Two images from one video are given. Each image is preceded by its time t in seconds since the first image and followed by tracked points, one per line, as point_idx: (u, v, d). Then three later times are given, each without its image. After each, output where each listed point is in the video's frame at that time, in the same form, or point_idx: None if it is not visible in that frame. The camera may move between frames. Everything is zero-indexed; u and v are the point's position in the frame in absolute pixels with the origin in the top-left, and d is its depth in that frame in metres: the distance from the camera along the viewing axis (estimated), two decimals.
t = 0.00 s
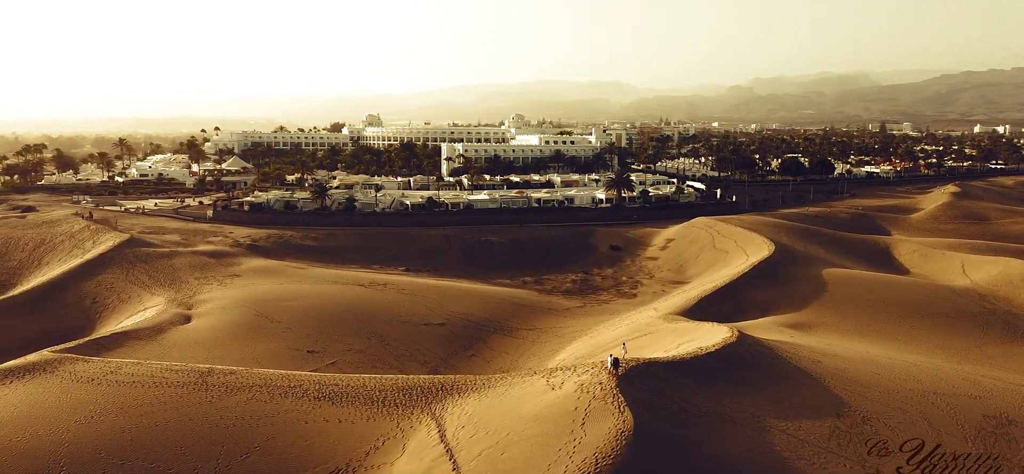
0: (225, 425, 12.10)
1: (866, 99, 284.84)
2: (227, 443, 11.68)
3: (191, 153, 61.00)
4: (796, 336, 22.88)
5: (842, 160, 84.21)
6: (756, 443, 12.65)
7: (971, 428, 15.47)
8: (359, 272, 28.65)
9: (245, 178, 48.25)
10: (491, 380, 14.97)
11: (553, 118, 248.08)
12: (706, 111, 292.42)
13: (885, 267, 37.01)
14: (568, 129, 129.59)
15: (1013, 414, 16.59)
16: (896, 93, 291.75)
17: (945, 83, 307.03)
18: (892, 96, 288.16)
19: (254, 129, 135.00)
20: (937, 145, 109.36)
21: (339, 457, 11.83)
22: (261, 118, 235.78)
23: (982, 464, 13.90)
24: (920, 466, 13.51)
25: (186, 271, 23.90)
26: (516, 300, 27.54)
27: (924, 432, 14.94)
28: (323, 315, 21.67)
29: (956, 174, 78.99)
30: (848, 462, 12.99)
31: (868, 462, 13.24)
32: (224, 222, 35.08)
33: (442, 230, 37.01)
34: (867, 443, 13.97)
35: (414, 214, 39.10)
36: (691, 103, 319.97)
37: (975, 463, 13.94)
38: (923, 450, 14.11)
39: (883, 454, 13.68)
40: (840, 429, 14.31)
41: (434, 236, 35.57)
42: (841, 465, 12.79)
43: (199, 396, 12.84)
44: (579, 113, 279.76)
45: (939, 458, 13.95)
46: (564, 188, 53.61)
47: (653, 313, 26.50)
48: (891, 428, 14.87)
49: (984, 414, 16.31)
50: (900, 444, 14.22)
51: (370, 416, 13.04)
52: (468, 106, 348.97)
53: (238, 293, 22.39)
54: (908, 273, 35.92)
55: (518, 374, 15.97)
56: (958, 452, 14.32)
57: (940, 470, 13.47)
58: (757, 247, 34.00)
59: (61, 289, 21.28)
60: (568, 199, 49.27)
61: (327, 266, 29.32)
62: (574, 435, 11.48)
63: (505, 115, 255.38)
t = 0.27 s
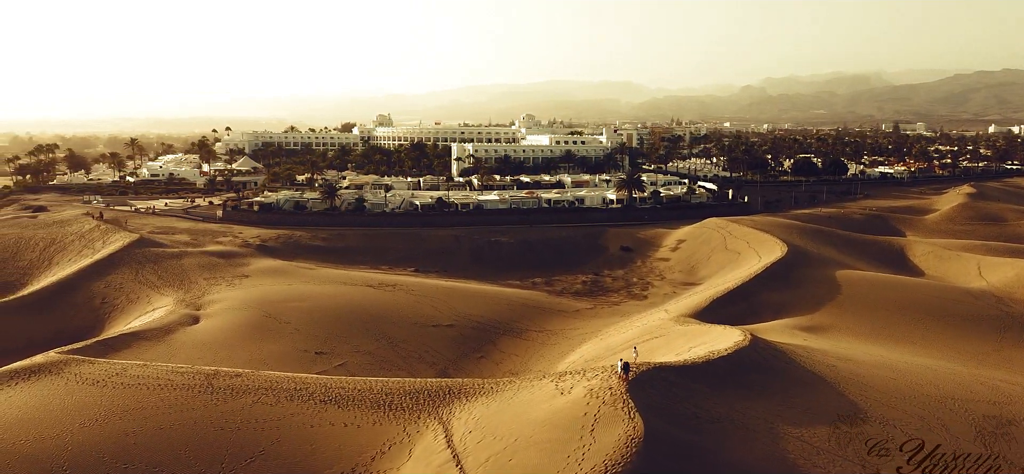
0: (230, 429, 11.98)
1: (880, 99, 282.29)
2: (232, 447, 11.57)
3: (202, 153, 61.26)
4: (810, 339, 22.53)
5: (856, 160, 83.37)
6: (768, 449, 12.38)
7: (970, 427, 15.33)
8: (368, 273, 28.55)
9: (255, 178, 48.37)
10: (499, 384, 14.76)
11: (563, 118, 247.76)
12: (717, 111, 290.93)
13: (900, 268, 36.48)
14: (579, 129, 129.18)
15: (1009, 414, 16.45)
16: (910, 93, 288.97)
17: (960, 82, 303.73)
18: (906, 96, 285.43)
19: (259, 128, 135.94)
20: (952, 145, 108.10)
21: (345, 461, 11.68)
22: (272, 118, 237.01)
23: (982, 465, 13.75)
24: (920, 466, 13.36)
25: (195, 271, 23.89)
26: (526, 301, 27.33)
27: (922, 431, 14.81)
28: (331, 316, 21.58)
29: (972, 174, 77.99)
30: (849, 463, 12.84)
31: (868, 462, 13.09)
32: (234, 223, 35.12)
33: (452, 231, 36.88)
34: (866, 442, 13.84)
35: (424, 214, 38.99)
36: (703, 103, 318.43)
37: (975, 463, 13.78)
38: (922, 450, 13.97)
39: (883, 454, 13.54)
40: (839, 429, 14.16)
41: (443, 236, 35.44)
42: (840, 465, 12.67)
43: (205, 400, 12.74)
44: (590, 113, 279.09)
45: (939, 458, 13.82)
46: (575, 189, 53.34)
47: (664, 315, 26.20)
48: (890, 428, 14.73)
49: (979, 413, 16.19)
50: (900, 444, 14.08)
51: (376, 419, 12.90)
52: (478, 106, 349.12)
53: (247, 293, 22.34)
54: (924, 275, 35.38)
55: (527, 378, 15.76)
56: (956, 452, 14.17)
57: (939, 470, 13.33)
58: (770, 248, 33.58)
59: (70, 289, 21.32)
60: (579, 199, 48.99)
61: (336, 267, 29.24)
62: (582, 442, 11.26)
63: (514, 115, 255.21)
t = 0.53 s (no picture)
0: (235, 433, 11.85)
1: (894, 99, 279.71)
2: (236, 451, 11.43)
3: (213, 153, 61.47)
4: (824, 343, 22.16)
5: (870, 160, 82.52)
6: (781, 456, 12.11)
7: (969, 426, 15.28)
8: (377, 273, 28.44)
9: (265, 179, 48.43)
10: (508, 388, 14.53)
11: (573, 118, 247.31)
12: (729, 112, 289.30)
13: (915, 270, 35.94)
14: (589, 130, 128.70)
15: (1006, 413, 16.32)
16: (925, 93, 286.21)
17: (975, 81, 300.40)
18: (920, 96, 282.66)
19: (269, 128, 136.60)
20: (968, 145, 106.80)
21: (350, 466, 11.51)
22: (283, 118, 238.41)
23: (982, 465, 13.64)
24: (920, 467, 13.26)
25: (204, 272, 23.85)
26: (535, 302, 27.10)
27: (922, 431, 14.69)
28: (338, 317, 21.46)
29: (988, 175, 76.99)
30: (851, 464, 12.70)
31: (868, 462, 12.99)
32: (244, 223, 35.13)
33: (462, 231, 36.73)
34: (865, 441, 13.74)
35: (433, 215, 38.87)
36: (714, 103, 316.86)
37: (975, 464, 13.67)
38: (922, 450, 13.87)
39: (883, 453, 13.43)
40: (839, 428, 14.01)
41: (452, 237, 35.29)
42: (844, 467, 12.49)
43: (211, 403, 12.62)
44: (600, 113, 278.40)
45: (939, 458, 13.71)
46: (585, 189, 53.03)
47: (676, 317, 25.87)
48: (890, 427, 14.62)
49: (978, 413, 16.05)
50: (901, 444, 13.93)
51: (381, 423, 12.74)
52: (488, 107, 349.13)
53: (254, 294, 22.25)
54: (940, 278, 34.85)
55: (535, 382, 15.51)
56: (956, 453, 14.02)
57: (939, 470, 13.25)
58: (783, 250, 33.15)
59: (79, 289, 21.32)
60: (589, 200, 48.70)
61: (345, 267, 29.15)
62: (591, 449, 11.02)
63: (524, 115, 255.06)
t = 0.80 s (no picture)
0: (240, 437, 11.72)
1: (908, 99, 276.98)
2: (240, 455, 11.30)
3: (225, 154, 61.73)
4: (837, 346, 21.81)
5: (884, 160, 81.65)
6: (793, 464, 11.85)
7: (968, 426, 15.12)
8: (386, 274, 28.33)
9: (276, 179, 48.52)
10: (516, 393, 14.32)
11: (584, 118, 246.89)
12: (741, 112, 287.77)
13: (930, 272, 35.41)
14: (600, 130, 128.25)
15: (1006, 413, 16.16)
16: (940, 92, 283.28)
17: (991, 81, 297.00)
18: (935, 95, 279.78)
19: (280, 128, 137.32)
20: (984, 145, 105.46)
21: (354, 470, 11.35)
22: (295, 118, 239.79)
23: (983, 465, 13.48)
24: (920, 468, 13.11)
25: (213, 272, 23.83)
26: (545, 304, 26.89)
27: (922, 431, 14.55)
28: (346, 319, 21.36)
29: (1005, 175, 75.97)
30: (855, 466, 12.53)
31: (867, 463, 12.85)
32: (254, 223, 35.16)
33: (471, 232, 36.59)
34: (865, 441, 13.60)
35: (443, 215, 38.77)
36: (726, 103, 315.13)
37: (976, 464, 13.50)
38: (923, 451, 13.71)
39: (883, 454, 13.29)
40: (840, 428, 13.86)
41: (461, 237, 35.15)
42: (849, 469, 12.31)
43: (216, 407, 12.49)
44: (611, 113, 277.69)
45: (939, 459, 13.57)
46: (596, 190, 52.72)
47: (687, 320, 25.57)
48: (889, 427, 14.48)
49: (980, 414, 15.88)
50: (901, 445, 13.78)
51: (387, 428, 12.58)
52: (499, 107, 349.21)
53: (262, 295, 22.19)
54: (956, 280, 34.30)
55: (544, 386, 15.29)
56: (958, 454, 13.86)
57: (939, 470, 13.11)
58: (796, 251, 32.74)
59: (88, 289, 21.35)
60: (600, 200, 48.42)
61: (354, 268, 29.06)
62: (600, 457, 10.79)
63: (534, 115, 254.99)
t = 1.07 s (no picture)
0: (244, 440, 11.58)
1: (923, 99, 274.26)
2: (244, 460, 11.16)
3: (236, 154, 61.96)
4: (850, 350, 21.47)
5: (898, 160, 80.75)
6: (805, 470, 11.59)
7: (971, 428, 14.90)
8: (394, 275, 28.23)
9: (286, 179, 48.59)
10: (525, 397, 14.10)
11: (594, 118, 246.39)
12: (753, 112, 286.00)
13: (945, 274, 34.89)
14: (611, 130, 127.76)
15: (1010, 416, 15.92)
16: (955, 92, 280.30)
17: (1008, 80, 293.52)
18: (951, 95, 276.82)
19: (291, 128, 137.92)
20: (1000, 145, 104.11)
21: None
22: (306, 118, 240.95)
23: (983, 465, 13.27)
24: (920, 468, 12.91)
25: (222, 273, 23.81)
26: (554, 305, 26.68)
27: (923, 431, 14.35)
28: (354, 320, 21.23)
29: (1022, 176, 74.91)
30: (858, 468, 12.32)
31: (866, 461, 12.67)
32: (264, 223, 35.18)
33: (481, 232, 36.46)
34: (865, 441, 13.41)
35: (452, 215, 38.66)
36: (738, 103, 313.37)
37: (976, 464, 13.30)
38: (922, 450, 13.54)
39: (883, 453, 13.10)
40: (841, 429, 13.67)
41: (470, 237, 35.01)
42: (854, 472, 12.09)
43: (220, 410, 12.38)
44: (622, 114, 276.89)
45: (939, 459, 13.36)
46: (607, 190, 52.44)
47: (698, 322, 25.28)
48: (889, 427, 14.29)
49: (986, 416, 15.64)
50: (901, 444, 13.59)
51: (391, 432, 12.41)
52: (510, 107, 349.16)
53: (270, 296, 22.11)
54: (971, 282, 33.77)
55: (553, 391, 15.06)
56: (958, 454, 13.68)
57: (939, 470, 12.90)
58: (809, 253, 32.34)
59: (98, 290, 21.37)
60: (610, 201, 48.13)
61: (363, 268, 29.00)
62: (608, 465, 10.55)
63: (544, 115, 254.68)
